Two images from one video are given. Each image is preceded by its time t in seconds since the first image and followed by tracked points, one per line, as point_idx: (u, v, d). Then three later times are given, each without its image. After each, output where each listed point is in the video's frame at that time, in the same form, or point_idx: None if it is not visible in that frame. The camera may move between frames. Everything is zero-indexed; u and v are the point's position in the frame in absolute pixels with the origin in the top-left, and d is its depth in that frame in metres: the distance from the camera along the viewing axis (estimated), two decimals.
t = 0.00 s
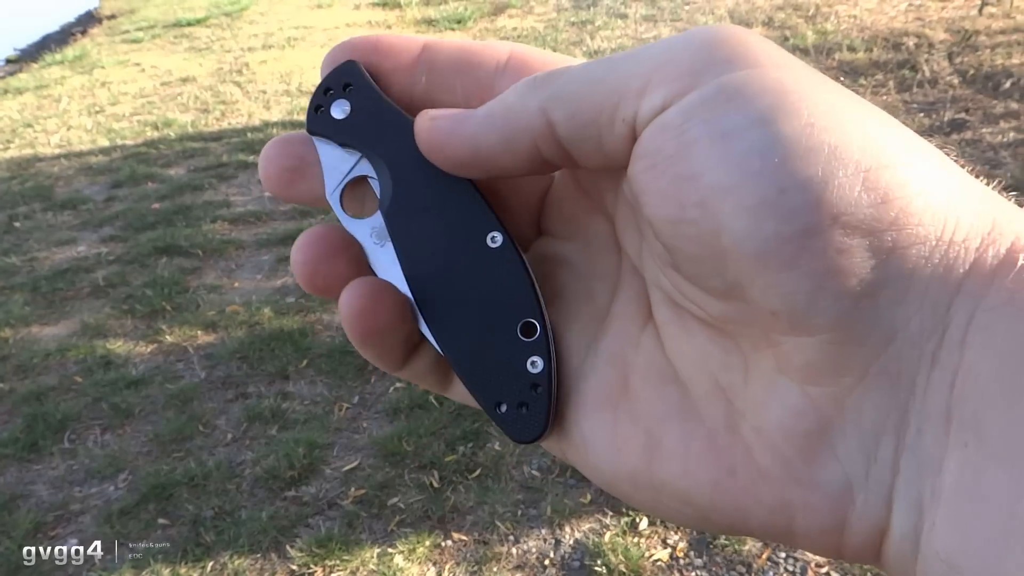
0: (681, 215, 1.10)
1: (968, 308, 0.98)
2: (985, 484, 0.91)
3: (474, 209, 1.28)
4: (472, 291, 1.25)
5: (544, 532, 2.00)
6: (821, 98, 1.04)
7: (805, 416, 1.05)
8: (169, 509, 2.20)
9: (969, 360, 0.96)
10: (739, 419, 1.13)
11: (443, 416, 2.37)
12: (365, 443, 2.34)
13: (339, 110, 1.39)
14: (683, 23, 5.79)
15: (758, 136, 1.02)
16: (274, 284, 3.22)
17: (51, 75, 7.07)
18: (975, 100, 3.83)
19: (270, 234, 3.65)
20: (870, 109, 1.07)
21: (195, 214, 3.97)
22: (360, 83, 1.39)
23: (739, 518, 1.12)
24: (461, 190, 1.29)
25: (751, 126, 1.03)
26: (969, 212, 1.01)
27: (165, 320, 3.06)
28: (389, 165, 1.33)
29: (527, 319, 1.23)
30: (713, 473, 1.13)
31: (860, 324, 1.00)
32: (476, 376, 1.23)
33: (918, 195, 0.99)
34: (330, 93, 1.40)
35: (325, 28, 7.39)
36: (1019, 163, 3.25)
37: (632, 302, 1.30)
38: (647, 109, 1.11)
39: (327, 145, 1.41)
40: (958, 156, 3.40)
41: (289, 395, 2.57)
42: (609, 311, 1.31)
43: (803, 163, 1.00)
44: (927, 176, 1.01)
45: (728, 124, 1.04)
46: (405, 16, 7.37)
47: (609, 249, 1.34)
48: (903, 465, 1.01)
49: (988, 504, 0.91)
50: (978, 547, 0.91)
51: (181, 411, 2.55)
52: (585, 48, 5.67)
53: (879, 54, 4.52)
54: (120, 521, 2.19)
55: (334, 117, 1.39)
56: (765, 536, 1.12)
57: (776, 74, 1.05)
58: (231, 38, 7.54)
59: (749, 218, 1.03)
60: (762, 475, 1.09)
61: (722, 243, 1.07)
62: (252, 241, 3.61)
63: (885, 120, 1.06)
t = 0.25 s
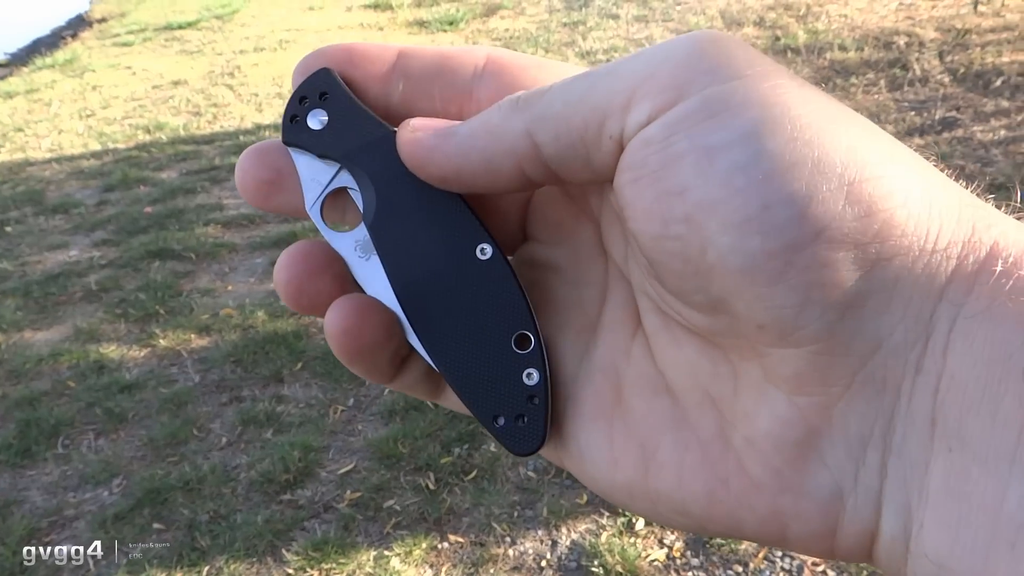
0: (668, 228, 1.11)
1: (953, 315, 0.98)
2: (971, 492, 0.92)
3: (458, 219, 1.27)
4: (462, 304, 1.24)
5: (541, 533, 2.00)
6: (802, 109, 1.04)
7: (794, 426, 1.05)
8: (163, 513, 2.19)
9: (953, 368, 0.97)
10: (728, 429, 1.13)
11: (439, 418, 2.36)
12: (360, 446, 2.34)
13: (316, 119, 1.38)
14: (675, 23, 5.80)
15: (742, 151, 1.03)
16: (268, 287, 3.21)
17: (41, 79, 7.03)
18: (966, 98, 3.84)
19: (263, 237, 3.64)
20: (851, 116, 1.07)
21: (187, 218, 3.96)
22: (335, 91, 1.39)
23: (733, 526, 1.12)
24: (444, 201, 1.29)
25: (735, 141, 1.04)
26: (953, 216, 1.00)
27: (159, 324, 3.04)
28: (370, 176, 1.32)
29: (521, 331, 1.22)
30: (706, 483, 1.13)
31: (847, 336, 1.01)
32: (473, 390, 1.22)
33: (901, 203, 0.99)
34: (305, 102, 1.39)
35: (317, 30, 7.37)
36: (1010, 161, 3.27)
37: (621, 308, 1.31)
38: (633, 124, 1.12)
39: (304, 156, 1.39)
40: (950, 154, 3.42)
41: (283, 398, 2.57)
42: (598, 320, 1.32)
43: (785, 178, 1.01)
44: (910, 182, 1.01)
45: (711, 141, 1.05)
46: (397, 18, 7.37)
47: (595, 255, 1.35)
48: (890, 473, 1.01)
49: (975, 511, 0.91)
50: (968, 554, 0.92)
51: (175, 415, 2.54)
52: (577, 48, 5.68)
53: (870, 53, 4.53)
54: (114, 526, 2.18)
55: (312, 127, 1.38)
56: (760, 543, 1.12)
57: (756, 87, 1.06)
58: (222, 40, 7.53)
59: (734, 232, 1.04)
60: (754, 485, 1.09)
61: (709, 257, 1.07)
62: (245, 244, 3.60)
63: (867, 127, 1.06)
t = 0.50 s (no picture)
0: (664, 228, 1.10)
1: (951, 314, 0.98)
2: (970, 489, 0.92)
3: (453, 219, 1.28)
4: (459, 304, 1.24)
5: (536, 534, 2.00)
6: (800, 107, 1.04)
7: (791, 427, 1.06)
8: (158, 513, 2.18)
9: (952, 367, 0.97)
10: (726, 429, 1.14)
11: (434, 419, 2.36)
12: (355, 446, 2.33)
13: (307, 117, 1.36)
14: (672, 26, 5.81)
15: (740, 148, 1.04)
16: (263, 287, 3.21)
17: (36, 78, 7.01)
18: (961, 102, 3.86)
19: (259, 236, 3.63)
20: (849, 115, 1.07)
21: (183, 217, 3.95)
22: (327, 88, 1.37)
23: (731, 527, 1.12)
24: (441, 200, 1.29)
25: (733, 139, 1.05)
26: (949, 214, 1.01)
27: (153, 324, 3.03)
28: (365, 176, 1.31)
29: (520, 330, 1.22)
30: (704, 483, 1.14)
31: (841, 337, 1.01)
32: (474, 389, 1.21)
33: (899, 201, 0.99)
34: (295, 99, 1.37)
35: (314, 30, 7.37)
36: (1005, 164, 3.28)
37: (615, 309, 1.31)
38: (629, 118, 1.12)
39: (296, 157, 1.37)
40: (945, 157, 3.43)
41: (278, 398, 2.56)
42: (594, 320, 1.31)
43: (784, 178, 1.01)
44: (907, 180, 1.01)
45: (711, 138, 1.06)
46: (394, 18, 7.37)
47: (590, 254, 1.35)
48: (888, 472, 1.01)
49: (974, 507, 0.91)
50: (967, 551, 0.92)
51: (169, 415, 2.53)
52: (574, 50, 5.68)
53: (866, 56, 4.55)
54: (108, 526, 2.17)
55: (304, 125, 1.36)
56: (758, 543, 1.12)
57: (755, 86, 1.06)
58: (219, 40, 7.51)
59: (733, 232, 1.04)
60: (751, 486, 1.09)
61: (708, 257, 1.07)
62: (241, 244, 3.59)
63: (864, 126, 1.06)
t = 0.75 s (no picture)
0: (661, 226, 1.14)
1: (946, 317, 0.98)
2: (965, 487, 0.92)
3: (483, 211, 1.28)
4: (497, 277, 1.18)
5: (534, 535, 2.00)
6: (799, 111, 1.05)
7: (786, 424, 1.08)
8: (155, 512, 2.18)
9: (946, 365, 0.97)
10: (726, 424, 1.15)
11: (433, 419, 2.36)
12: (354, 446, 2.33)
13: (348, 116, 1.41)
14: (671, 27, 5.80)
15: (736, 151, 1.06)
16: (262, 285, 3.20)
17: (35, 75, 7.00)
18: (960, 105, 3.86)
19: (257, 235, 3.63)
20: (852, 116, 1.07)
21: (181, 215, 3.94)
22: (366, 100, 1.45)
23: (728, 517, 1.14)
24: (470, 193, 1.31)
25: (729, 142, 1.07)
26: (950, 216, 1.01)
27: (151, 321, 3.03)
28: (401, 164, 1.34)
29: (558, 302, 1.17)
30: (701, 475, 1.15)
31: (833, 335, 1.02)
32: (519, 347, 1.10)
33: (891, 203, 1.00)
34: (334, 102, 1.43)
35: (314, 29, 7.36)
36: (1004, 168, 3.28)
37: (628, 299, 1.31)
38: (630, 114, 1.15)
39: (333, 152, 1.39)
40: (943, 160, 3.43)
41: (277, 397, 2.56)
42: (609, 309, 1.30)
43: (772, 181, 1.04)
44: (905, 182, 1.01)
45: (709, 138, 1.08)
46: (393, 18, 7.37)
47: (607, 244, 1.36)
48: (884, 470, 1.01)
49: (970, 506, 0.91)
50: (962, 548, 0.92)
51: (167, 413, 2.53)
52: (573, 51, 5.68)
53: (865, 59, 4.55)
54: (106, 524, 2.17)
55: (343, 121, 1.41)
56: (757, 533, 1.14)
57: (753, 87, 1.07)
58: (218, 38, 7.50)
59: (727, 230, 1.07)
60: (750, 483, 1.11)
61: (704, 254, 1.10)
62: (239, 243, 3.59)
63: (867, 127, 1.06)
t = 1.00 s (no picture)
0: (557, 298, 0.99)
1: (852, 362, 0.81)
2: (932, 516, 0.82)
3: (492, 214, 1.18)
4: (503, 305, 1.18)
5: (534, 534, 2.00)
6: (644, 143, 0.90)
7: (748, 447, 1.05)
8: (155, 512, 2.18)
9: (869, 412, 0.81)
10: (695, 432, 1.17)
11: (432, 419, 2.37)
12: (353, 446, 2.33)
13: (360, 145, 1.30)
14: (669, 26, 5.82)
15: (599, 210, 0.91)
16: (261, 286, 3.20)
17: (32, 76, 6.99)
18: (957, 103, 3.87)
19: (256, 235, 3.63)
20: (717, 136, 0.92)
21: (180, 216, 3.94)
22: (376, 114, 1.31)
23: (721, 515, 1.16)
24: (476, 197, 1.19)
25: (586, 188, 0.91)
26: (850, 226, 0.83)
27: (150, 322, 3.03)
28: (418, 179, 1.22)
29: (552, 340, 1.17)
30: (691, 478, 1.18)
31: (741, 390, 0.93)
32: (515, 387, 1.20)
33: (776, 237, 0.84)
34: (348, 127, 1.32)
35: (312, 29, 7.36)
36: (1001, 166, 3.29)
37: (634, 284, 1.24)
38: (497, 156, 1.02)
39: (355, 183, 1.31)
40: (941, 158, 3.43)
41: (276, 397, 2.56)
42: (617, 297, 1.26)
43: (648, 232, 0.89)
44: (783, 205, 0.85)
45: (569, 203, 0.92)
46: (391, 18, 7.37)
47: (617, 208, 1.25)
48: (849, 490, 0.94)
49: (948, 532, 0.80)
50: None
51: (167, 414, 2.53)
52: (571, 50, 5.69)
53: (863, 58, 4.56)
54: (105, 525, 2.17)
55: (358, 154, 1.31)
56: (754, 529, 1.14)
57: (595, 130, 0.92)
58: (216, 38, 7.50)
59: (617, 311, 0.94)
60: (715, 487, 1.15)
61: (604, 335, 0.98)
62: (238, 243, 3.59)
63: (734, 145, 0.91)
